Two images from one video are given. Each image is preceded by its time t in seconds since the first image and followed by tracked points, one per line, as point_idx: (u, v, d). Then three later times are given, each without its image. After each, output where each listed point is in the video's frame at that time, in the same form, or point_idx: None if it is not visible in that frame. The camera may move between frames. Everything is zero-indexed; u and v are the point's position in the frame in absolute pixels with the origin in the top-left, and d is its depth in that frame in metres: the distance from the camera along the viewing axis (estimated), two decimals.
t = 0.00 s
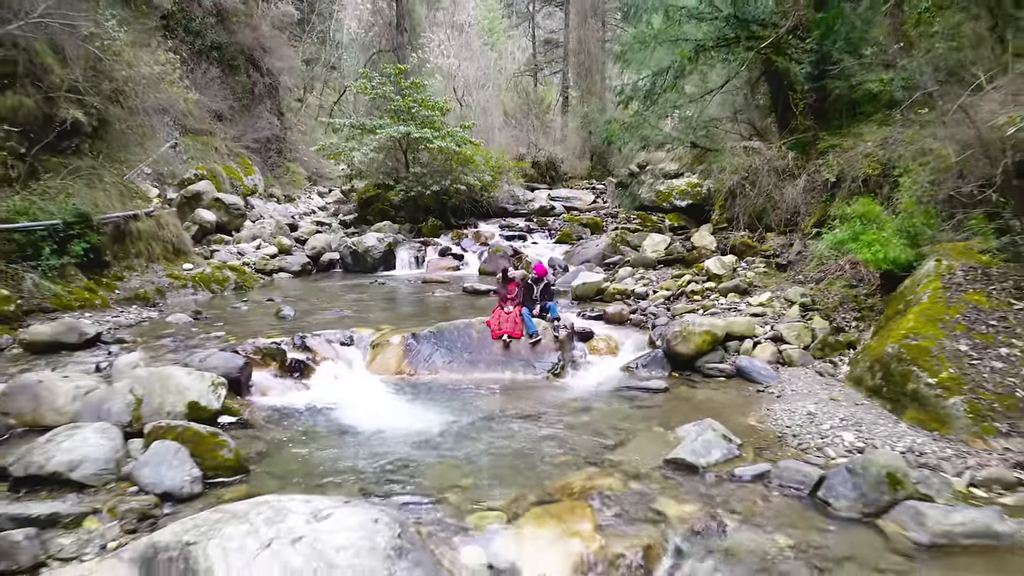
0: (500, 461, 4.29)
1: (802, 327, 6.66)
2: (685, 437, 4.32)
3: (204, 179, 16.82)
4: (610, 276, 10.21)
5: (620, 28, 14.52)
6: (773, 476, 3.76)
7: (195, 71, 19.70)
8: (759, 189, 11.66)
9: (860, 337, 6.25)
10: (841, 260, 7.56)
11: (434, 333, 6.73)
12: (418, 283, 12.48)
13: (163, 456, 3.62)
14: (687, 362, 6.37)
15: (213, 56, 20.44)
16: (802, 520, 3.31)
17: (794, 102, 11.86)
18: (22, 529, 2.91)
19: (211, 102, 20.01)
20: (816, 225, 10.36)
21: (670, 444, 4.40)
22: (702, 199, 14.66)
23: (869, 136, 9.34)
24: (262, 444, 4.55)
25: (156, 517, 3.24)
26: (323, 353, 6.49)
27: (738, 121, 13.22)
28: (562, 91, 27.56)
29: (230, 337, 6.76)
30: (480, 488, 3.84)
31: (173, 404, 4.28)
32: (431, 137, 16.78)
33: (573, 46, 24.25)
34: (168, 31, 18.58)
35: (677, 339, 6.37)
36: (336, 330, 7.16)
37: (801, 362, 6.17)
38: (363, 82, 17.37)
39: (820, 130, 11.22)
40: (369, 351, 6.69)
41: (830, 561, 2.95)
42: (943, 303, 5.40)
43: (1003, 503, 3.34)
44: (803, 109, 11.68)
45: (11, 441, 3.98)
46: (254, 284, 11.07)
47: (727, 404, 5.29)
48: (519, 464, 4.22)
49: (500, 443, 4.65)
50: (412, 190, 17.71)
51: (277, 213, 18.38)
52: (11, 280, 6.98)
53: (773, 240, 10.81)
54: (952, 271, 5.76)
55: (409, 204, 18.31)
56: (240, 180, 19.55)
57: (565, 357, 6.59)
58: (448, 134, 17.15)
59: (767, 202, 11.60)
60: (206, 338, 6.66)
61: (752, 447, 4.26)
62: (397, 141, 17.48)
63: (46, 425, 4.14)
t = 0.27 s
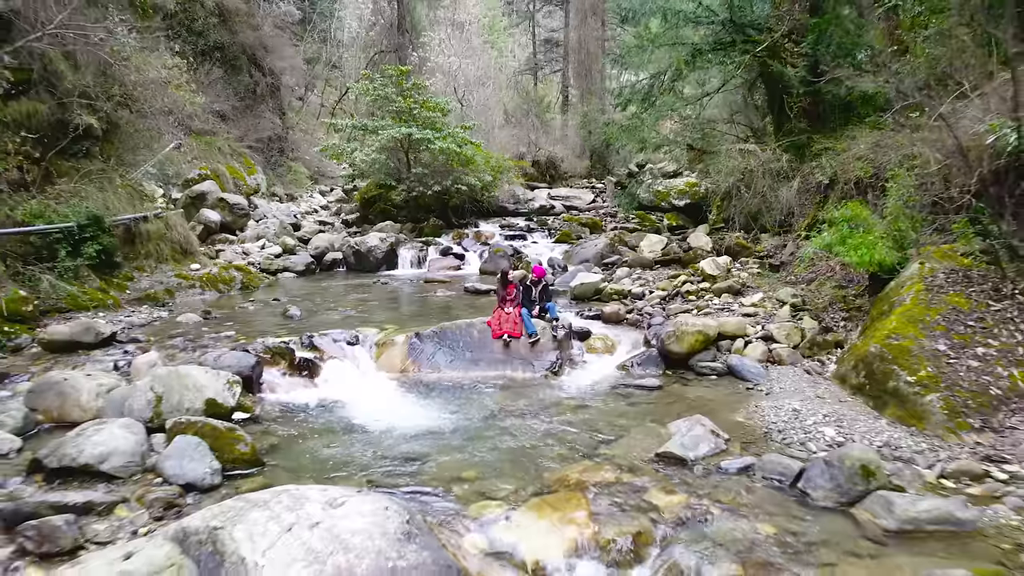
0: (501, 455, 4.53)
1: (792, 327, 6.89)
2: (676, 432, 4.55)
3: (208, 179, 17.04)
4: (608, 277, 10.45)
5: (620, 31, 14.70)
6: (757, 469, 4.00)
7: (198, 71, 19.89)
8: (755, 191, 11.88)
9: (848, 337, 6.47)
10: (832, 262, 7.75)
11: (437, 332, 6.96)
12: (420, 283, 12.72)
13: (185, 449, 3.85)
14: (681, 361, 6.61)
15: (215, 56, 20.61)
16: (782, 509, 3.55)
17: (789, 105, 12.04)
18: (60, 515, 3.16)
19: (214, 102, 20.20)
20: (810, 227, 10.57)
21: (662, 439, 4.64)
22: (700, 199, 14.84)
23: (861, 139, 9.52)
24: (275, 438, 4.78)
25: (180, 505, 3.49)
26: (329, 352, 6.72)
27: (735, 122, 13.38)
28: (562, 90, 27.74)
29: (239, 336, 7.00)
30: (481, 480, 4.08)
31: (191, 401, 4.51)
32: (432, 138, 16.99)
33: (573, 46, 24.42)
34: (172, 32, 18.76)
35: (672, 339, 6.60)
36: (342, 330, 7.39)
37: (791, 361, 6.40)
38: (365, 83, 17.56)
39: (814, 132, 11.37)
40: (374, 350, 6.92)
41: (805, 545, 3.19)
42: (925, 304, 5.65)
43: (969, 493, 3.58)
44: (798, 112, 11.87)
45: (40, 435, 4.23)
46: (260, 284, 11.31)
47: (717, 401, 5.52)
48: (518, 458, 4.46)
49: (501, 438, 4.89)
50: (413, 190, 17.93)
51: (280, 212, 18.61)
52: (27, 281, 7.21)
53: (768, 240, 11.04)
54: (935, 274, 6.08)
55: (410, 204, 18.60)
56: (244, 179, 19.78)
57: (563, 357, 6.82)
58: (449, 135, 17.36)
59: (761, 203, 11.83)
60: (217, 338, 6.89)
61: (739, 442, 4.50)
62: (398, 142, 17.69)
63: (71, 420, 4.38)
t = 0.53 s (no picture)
0: (502, 449, 4.79)
1: (783, 327, 7.12)
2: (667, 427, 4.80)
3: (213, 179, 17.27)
4: (606, 277, 10.70)
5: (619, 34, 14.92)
6: (743, 462, 4.25)
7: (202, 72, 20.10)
8: (749, 192, 12.12)
9: (836, 336, 6.71)
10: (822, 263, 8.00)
11: (439, 331, 7.21)
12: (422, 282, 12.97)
13: (205, 443, 4.09)
14: (675, 359, 6.85)
15: (218, 56, 20.81)
16: (764, 499, 3.80)
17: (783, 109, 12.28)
18: (94, 503, 3.42)
19: (217, 103, 20.42)
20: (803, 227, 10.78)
21: (654, 434, 4.90)
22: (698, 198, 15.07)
23: (851, 143, 9.77)
24: (287, 433, 5.04)
25: (202, 495, 3.74)
26: (336, 350, 6.97)
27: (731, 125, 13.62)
28: (562, 89, 27.96)
29: (249, 335, 7.25)
30: (483, 472, 4.34)
31: (209, 398, 4.76)
32: (433, 138, 17.22)
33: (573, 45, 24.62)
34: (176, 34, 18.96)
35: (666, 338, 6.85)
36: (348, 329, 7.64)
37: (781, 360, 6.65)
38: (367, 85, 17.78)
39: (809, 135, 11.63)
40: (379, 349, 7.17)
41: (784, 531, 3.44)
42: (908, 305, 5.89)
43: (939, 483, 3.83)
44: (792, 115, 12.10)
45: (66, 429, 4.48)
46: (265, 284, 11.56)
47: (708, 398, 5.77)
48: (518, 452, 4.72)
49: (502, 433, 5.14)
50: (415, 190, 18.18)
51: (283, 212, 18.86)
52: (43, 282, 7.46)
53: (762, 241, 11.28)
54: (919, 276, 6.26)
55: (411, 204, 18.82)
56: (247, 179, 20.02)
57: (562, 355, 7.07)
58: (450, 136, 17.59)
59: (756, 205, 12.06)
60: (227, 337, 7.14)
61: (728, 437, 4.75)
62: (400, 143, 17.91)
63: (94, 415, 4.63)
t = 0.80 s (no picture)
0: (502, 444, 5.03)
1: (775, 327, 7.36)
2: (660, 422, 5.05)
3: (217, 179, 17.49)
4: (604, 277, 10.93)
5: (617, 36, 15.12)
6: (730, 455, 4.49)
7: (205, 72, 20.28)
8: (744, 193, 12.36)
9: (825, 335, 6.96)
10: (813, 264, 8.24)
11: (442, 330, 7.46)
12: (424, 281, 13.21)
13: (223, 438, 4.34)
14: (669, 357, 7.10)
15: (221, 56, 20.99)
16: (749, 489, 4.04)
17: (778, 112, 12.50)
18: (122, 493, 3.67)
19: (221, 103, 20.62)
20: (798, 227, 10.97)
21: (647, 429, 5.14)
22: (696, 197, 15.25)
23: (844, 145, 10.00)
24: (297, 427, 5.28)
25: (221, 486, 3.98)
26: (342, 349, 7.22)
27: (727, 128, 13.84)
28: (562, 89, 28.17)
29: (258, 334, 7.50)
30: (484, 465, 4.59)
31: (224, 395, 5.01)
32: (435, 139, 17.44)
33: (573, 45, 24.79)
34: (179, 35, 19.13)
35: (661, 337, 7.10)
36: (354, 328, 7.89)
37: (771, 358, 6.89)
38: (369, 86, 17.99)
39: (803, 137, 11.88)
40: (384, 347, 7.42)
41: (766, 518, 3.68)
42: (892, 305, 6.12)
43: (913, 475, 4.08)
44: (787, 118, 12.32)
45: (89, 425, 4.74)
46: (271, 283, 11.80)
47: (700, 395, 6.02)
48: (517, 446, 4.97)
49: (501, 429, 5.39)
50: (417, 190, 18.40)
51: (287, 212, 19.09)
52: (59, 282, 7.71)
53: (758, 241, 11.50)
54: (903, 278, 6.48)
55: (413, 203, 19.04)
56: (250, 179, 20.24)
57: (560, 355, 7.32)
58: (451, 137, 17.80)
59: (751, 206, 12.28)
60: (237, 336, 7.39)
61: (717, 432, 5.00)
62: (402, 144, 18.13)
63: (116, 412, 4.89)
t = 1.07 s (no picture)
0: (503, 439, 5.29)
1: (767, 327, 7.60)
2: (653, 419, 5.30)
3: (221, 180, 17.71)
4: (603, 278, 11.18)
5: (616, 40, 15.33)
6: (719, 451, 4.75)
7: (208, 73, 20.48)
8: (741, 195, 12.59)
9: (814, 335, 7.20)
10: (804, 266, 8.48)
11: (445, 330, 7.71)
12: (426, 281, 13.45)
13: (239, 434, 4.58)
14: (664, 357, 7.34)
15: (224, 57, 21.19)
16: (735, 483, 4.29)
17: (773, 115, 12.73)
18: (148, 486, 3.92)
19: (224, 104, 20.82)
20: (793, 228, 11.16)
21: (641, 426, 5.39)
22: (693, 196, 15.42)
23: (836, 149, 10.23)
24: (307, 424, 5.53)
25: (239, 480, 4.23)
26: (348, 348, 7.47)
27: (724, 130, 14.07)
28: (562, 88, 28.37)
29: (266, 335, 7.74)
30: (486, 460, 4.84)
31: (238, 394, 5.26)
32: (436, 140, 17.66)
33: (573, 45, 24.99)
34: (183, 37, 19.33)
35: (656, 337, 7.35)
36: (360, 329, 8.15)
37: (763, 357, 7.14)
38: (371, 88, 18.20)
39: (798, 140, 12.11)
40: (388, 347, 7.67)
41: (750, 510, 3.93)
42: (878, 307, 6.37)
43: (890, 469, 4.33)
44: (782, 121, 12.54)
45: (111, 422, 5.00)
46: (276, 283, 12.04)
47: (693, 393, 6.27)
48: (517, 442, 5.22)
49: (502, 425, 5.64)
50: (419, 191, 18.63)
51: (290, 211, 19.33)
52: (74, 284, 7.96)
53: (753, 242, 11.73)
54: (889, 280, 6.73)
55: (415, 203, 19.26)
56: (253, 179, 20.47)
57: (558, 354, 7.57)
58: (452, 138, 18.02)
59: (747, 207, 12.52)
60: (246, 336, 7.64)
61: (707, 428, 5.25)
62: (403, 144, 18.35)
63: (135, 409, 5.15)
